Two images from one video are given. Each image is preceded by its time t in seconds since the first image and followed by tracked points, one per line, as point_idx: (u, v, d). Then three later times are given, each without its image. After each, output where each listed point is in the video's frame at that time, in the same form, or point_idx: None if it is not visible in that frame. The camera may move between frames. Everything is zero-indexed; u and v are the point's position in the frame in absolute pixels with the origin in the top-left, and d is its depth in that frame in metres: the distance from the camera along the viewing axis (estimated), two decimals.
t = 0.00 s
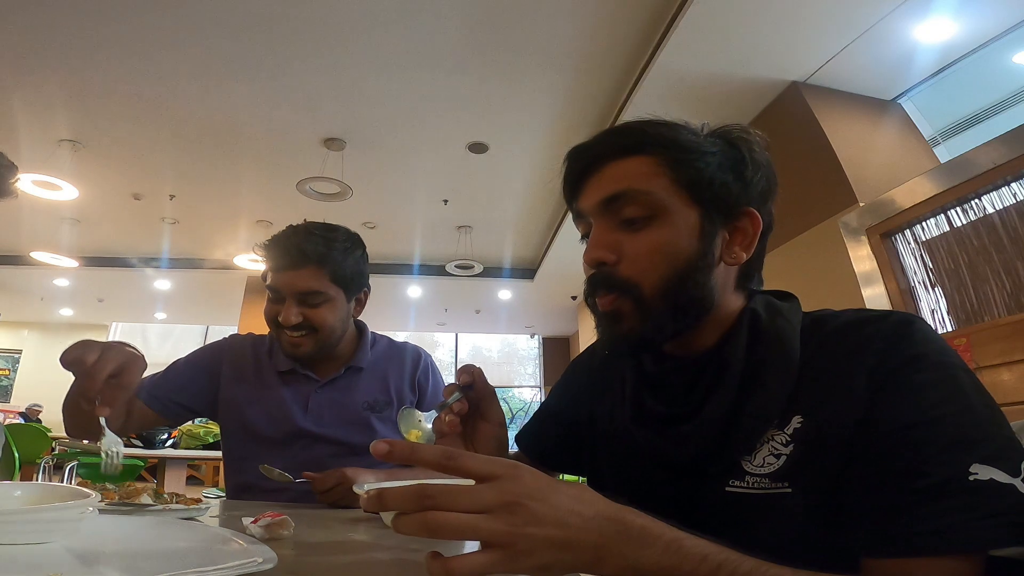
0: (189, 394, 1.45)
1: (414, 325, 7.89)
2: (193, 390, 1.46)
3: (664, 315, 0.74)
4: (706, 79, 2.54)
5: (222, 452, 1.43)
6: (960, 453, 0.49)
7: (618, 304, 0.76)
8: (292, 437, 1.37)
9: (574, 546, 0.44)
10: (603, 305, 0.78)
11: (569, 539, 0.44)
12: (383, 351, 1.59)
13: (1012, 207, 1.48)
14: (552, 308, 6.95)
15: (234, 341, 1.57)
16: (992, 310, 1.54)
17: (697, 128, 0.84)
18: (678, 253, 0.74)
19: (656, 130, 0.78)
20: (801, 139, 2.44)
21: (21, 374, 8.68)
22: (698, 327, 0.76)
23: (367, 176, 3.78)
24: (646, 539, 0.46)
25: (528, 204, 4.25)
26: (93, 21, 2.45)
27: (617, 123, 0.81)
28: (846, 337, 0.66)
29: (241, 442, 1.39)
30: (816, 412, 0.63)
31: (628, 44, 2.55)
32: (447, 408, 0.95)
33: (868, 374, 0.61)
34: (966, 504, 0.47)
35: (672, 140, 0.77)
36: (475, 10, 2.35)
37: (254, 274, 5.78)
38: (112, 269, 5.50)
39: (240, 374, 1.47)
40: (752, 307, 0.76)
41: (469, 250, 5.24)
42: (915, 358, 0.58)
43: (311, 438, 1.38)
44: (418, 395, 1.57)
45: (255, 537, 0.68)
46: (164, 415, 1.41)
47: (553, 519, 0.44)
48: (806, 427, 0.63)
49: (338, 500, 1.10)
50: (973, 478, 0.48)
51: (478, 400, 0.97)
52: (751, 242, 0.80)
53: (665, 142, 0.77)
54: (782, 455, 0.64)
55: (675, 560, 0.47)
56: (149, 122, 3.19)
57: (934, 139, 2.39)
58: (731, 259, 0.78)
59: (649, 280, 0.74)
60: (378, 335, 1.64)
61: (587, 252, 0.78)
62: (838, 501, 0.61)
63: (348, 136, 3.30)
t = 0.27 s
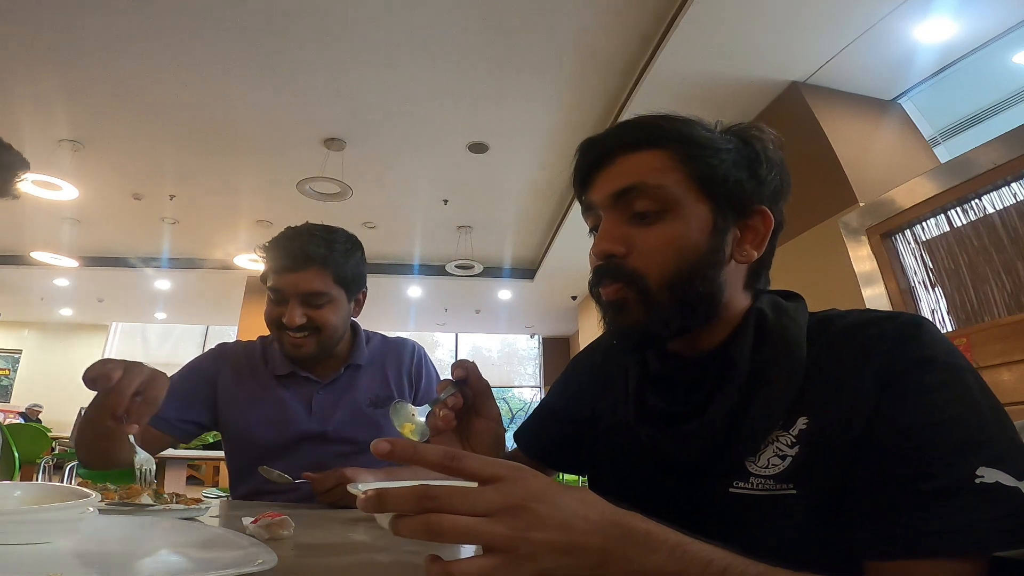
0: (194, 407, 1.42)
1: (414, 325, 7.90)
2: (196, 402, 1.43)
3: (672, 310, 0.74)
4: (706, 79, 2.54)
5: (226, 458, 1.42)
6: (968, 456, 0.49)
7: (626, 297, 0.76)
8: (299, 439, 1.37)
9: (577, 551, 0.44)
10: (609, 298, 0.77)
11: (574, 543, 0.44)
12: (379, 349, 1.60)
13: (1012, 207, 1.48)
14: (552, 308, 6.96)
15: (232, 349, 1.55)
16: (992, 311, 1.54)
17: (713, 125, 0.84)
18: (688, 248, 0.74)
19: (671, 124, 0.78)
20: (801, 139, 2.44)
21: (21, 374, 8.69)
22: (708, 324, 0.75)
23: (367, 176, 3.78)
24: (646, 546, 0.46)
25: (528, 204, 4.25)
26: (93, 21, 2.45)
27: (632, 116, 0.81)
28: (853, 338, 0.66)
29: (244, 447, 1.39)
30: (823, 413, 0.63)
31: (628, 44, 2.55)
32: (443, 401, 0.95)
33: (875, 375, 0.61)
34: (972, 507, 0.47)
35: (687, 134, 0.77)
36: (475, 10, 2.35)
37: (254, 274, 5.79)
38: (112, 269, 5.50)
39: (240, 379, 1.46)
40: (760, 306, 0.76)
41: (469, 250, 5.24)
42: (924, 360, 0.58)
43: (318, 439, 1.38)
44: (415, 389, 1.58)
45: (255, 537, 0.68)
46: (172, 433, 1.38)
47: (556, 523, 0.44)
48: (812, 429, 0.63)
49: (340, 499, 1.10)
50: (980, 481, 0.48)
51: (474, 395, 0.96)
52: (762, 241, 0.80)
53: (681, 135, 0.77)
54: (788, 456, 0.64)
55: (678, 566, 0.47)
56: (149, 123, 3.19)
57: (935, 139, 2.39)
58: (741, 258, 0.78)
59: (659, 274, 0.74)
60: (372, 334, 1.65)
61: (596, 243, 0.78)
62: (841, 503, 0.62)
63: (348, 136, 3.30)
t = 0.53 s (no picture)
0: (192, 402, 1.43)
1: (414, 325, 7.90)
2: (193, 397, 1.44)
3: (681, 308, 0.73)
4: (706, 79, 2.54)
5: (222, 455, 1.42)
6: (977, 462, 0.49)
7: (632, 294, 0.75)
8: (293, 437, 1.37)
9: (578, 567, 0.44)
10: (616, 295, 0.77)
11: (575, 559, 0.44)
12: (375, 348, 1.60)
13: (1012, 207, 1.48)
14: (552, 308, 6.96)
15: (231, 347, 1.57)
16: (992, 311, 1.53)
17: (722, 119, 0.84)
18: (697, 245, 0.74)
19: (680, 117, 0.78)
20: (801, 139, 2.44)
21: (21, 374, 8.69)
22: (716, 323, 0.75)
23: (367, 176, 3.78)
24: (648, 561, 0.46)
25: (528, 204, 4.25)
26: (92, 21, 2.45)
27: (639, 109, 0.81)
28: (862, 340, 0.66)
29: (239, 444, 1.39)
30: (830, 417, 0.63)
31: (628, 43, 2.55)
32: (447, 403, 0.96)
33: (884, 378, 0.61)
34: (983, 514, 0.47)
35: (698, 128, 0.77)
36: (475, 10, 2.35)
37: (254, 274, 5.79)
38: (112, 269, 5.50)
39: (238, 377, 1.47)
40: (768, 305, 0.76)
41: (469, 250, 5.24)
42: (934, 363, 0.57)
43: (312, 437, 1.38)
44: (411, 388, 1.58)
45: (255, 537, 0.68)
46: (169, 427, 1.37)
47: (558, 540, 0.44)
48: (818, 433, 0.63)
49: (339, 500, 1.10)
50: (990, 488, 0.48)
51: (477, 400, 0.97)
52: (772, 238, 0.80)
53: (691, 129, 0.77)
54: (794, 461, 0.63)
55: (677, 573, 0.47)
56: (149, 123, 3.19)
57: (934, 139, 2.38)
58: (751, 255, 0.78)
59: (667, 270, 0.73)
60: (368, 334, 1.66)
61: (602, 239, 0.77)
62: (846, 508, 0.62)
63: (348, 136, 3.30)
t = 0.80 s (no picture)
0: (205, 401, 1.42)
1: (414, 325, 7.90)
2: (206, 395, 1.43)
3: (686, 305, 0.73)
4: (706, 79, 2.54)
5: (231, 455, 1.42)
6: (988, 463, 0.49)
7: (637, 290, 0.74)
8: (299, 434, 1.38)
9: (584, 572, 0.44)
10: (620, 292, 0.76)
11: (580, 564, 0.44)
12: (380, 349, 1.60)
13: (1012, 207, 1.48)
14: (552, 308, 6.96)
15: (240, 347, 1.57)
16: (992, 310, 1.53)
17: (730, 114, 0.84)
18: (703, 240, 0.73)
19: (687, 112, 0.78)
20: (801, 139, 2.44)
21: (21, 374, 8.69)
22: (723, 321, 0.74)
23: (367, 175, 3.78)
24: (655, 563, 0.46)
25: (528, 204, 4.25)
26: (92, 21, 2.45)
27: (644, 103, 0.81)
28: (868, 340, 0.66)
29: (248, 442, 1.39)
30: (836, 418, 0.63)
31: (628, 43, 2.55)
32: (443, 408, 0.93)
33: (892, 379, 0.61)
34: (994, 517, 0.47)
35: (705, 122, 0.77)
36: (475, 10, 2.35)
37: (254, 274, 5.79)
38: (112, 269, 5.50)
39: (247, 378, 1.47)
40: (774, 303, 0.76)
41: (469, 250, 5.24)
42: (943, 364, 0.58)
43: (317, 434, 1.39)
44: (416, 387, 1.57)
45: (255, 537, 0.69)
46: (184, 425, 1.36)
47: (564, 546, 0.45)
48: (825, 435, 0.63)
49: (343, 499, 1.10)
50: (1000, 489, 0.48)
51: (475, 405, 0.94)
52: (780, 235, 0.79)
53: (698, 123, 0.77)
54: (801, 463, 0.63)
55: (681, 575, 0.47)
56: (149, 123, 3.19)
57: (934, 139, 2.38)
58: (759, 252, 0.77)
59: (673, 267, 0.73)
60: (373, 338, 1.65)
61: (606, 234, 0.76)
62: (851, 511, 0.62)
63: (348, 136, 3.30)
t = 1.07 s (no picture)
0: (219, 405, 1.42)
1: (414, 325, 7.90)
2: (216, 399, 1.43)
3: (690, 304, 0.72)
4: (706, 79, 2.54)
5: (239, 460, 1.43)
6: (992, 464, 0.49)
7: (640, 289, 0.74)
8: (309, 435, 1.38)
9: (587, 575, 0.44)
10: (622, 290, 0.75)
11: (583, 566, 0.44)
12: (372, 347, 1.60)
13: (1012, 206, 1.48)
14: (552, 308, 6.97)
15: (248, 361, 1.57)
16: (992, 310, 1.54)
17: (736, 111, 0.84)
18: (707, 239, 0.73)
19: (692, 111, 0.78)
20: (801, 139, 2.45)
21: (21, 374, 8.69)
22: (727, 321, 0.74)
23: (367, 176, 3.78)
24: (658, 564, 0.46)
25: (528, 204, 4.25)
26: (91, 22, 2.45)
27: (647, 101, 0.81)
28: (871, 340, 0.66)
29: (251, 447, 1.39)
30: (840, 420, 0.63)
31: (627, 43, 2.55)
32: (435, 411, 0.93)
33: (895, 380, 0.61)
34: (996, 518, 0.47)
35: (710, 121, 0.77)
36: (475, 11, 2.35)
37: (254, 274, 5.79)
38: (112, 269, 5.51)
39: (251, 383, 1.47)
40: (778, 302, 0.76)
41: (469, 250, 5.24)
42: (948, 365, 0.57)
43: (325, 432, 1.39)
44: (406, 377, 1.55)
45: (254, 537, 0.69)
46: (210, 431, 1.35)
47: (567, 548, 0.45)
48: (829, 436, 0.63)
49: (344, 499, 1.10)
50: (1003, 491, 0.48)
51: (467, 405, 0.95)
52: (786, 235, 0.79)
53: (703, 122, 0.77)
54: (805, 465, 0.64)
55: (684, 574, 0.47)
56: (148, 123, 3.19)
57: (934, 139, 2.38)
58: (764, 252, 0.77)
59: (676, 265, 0.73)
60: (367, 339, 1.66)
61: (608, 232, 0.76)
62: (854, 511, 0.62)
63: (348, 136, 3.30)
